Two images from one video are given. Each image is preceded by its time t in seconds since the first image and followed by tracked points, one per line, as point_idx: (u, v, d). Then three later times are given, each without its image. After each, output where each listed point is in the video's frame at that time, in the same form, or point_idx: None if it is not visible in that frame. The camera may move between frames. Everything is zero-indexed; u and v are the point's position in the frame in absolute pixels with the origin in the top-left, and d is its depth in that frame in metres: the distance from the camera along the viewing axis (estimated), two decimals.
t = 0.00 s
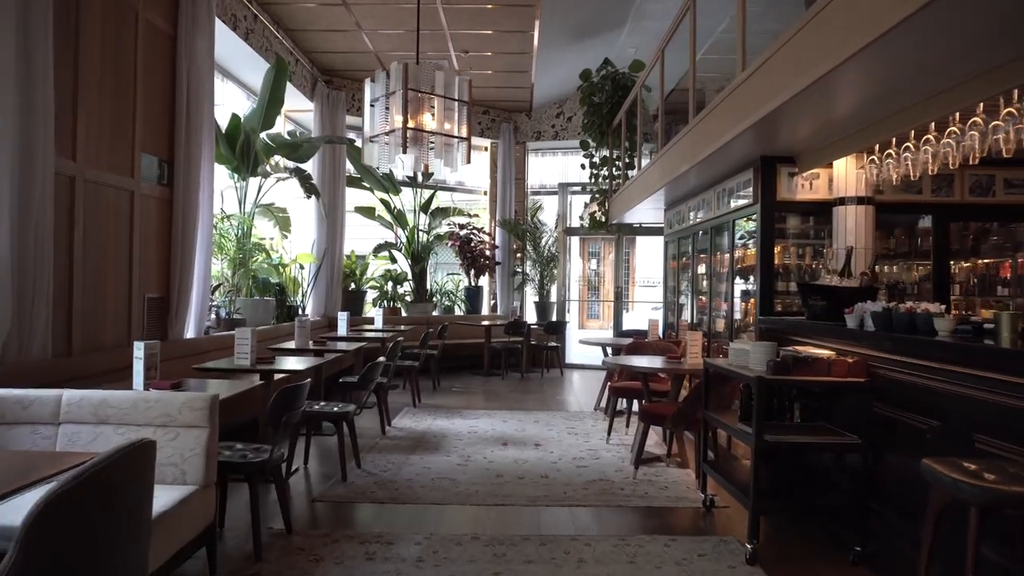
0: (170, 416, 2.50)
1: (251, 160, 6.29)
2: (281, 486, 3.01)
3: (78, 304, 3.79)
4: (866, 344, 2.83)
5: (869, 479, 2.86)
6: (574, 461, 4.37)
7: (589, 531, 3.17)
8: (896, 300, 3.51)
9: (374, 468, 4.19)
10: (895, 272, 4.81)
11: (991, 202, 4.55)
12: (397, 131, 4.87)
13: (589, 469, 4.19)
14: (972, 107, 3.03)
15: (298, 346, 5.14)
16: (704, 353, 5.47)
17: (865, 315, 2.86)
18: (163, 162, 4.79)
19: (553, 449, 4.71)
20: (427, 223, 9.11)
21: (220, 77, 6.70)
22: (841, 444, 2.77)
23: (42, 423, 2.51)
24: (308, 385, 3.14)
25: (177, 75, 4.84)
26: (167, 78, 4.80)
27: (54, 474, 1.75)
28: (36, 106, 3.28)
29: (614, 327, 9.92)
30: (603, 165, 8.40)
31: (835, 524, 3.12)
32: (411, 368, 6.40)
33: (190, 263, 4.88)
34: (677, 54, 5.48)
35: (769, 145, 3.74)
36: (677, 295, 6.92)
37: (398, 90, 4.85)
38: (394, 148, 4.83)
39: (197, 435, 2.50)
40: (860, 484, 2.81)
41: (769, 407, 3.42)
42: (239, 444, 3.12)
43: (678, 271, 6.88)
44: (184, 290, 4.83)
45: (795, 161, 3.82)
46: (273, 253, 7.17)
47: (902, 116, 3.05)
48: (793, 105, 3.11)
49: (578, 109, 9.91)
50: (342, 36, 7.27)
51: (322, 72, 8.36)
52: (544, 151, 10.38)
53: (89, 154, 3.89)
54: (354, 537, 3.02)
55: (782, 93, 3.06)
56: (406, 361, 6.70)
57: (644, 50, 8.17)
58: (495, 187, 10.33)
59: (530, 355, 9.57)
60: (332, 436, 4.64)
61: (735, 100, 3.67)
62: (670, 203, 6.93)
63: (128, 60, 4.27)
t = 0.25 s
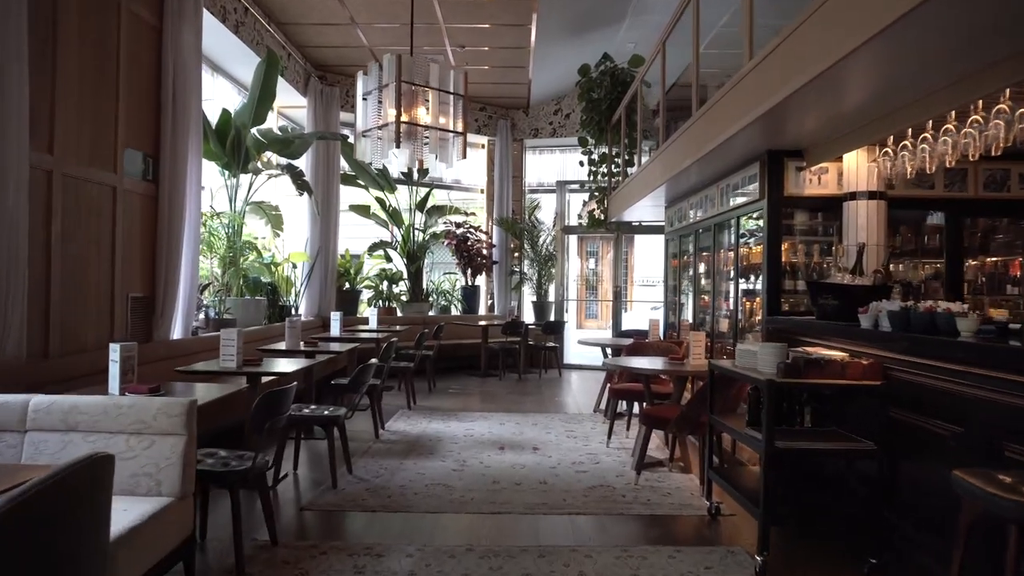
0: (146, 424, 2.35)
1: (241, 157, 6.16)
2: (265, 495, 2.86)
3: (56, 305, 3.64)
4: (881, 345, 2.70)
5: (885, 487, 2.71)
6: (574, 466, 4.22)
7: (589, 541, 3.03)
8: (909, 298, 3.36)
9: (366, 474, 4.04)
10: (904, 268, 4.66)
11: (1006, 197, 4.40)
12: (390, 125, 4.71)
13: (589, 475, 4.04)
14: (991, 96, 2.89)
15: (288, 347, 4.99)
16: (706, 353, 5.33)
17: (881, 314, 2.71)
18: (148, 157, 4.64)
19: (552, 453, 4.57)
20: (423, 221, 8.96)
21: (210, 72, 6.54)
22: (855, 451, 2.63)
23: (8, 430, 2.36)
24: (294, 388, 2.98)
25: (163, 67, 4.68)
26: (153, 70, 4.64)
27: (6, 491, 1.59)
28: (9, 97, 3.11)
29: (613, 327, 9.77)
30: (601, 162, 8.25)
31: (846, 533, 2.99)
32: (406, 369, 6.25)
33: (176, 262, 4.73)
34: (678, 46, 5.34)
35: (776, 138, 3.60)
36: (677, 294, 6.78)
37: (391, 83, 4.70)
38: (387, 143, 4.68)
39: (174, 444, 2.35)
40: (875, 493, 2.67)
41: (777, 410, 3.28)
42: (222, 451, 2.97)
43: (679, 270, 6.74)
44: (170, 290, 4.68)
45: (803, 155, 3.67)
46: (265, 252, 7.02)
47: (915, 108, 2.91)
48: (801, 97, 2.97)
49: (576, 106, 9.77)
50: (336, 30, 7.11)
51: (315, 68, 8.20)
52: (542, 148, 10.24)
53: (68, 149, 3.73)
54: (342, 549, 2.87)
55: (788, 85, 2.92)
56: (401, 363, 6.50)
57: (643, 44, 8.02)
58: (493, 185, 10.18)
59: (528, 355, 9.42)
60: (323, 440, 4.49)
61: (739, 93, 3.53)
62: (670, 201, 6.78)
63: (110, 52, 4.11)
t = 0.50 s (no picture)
0: (115, 433, 2.19)
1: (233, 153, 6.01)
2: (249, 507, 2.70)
3: (32, 306, 3.48)
4: (901, 348, 2.54)
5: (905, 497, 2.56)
6: (574, 473, 4.06)
7: (591, 555, 2.86)
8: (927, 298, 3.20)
9: (358, 482, 3.87)
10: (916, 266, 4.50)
11: None
12: (383, 119, 4.55)
13: (590, 482, 3.88)
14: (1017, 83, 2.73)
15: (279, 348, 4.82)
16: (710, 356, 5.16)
17: (901, 315, 2.53)
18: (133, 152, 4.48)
19: (551, 459, 4.41)
20: (420, 220, 8.81)
21: (200, 66, 6.38)
22: (874, 460, 2.47)
23: None
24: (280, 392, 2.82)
25: (148, 59, 4.51)
26: (138, 61, 4.47)
27: None
28: None
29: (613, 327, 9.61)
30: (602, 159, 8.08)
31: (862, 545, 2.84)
32: (401, 371, 6.09)
33: (162, 261, 4.57)
34: (682, 38, 5.18)
35: (786, 131, 3.44)
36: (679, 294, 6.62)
37: (384, 74, 4.53)
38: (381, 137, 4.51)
39: (146, 454, 2.18)
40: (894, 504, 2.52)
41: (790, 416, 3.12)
42: (205, 461, 2.82)
43: (680, 269, 6.57)
44: (156, 290, 4.51)
45: (813, 147, 3.51)
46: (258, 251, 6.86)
47: (933, 96, 2.77)
48: (813, 86, 2.82)
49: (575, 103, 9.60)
50: (330, 24, 6.95)
51: (309, 63, 8.03)
52: (541, 146, 10.08)
53: (46, 144, 3.57)
54: (330, 565, 2.71)
55: (800, 72, 2.77)
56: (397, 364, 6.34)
57: (644, 39, 7.87)
58: (491, 183, 10.01)
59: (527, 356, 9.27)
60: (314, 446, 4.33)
61: (745, 83, 3.37)
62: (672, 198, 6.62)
63: (91, 44, 3.94)
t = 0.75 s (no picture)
0: (82, 445, 2.04)
1: (225, 150, 5.90)
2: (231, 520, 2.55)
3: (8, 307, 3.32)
4: (921, 354, 2.40)
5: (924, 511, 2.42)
6: (574, 481, 3.91)
7: (592, 572, 2.71)
8: (944, 300, 3.05)
9: (349, 490, 3.72)
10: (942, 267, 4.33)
11: None
12: (378, 114, 4.40)
13: (590, 491, 3.73)
14: None
15: (269, 351, 4.67)
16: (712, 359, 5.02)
17: (923, 318, 2.40)
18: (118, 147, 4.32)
19: (549, 466, 4.25)
20: (417, 219, 8.66)
21: (192, 60, 6.22)
22: (892, 472, 2.33)
23: None
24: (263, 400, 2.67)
25: (134, 51, 4.36)
26: (123, 54, 4.32)
27: None
28: None
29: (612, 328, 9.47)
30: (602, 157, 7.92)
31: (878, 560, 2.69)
32: (397, 373, 5.94)
33: (149, 260, 4.42)
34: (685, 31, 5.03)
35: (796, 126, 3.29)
36: (681, 295, 6.47)
37: (379, 67, 4.38)
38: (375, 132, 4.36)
39: (115, 468, 2.03)
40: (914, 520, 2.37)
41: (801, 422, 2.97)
42: (186, 471, 2.67)
43: (682, 269, 6.42)
44: (142, 290, 4.36)
45: (824, 143, 3.36)
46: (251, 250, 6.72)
47: (949, 90, 2.62)
48: (823, 79, 2.68)
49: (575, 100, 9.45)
50: (324, 18, 6.80)
51: (304, 58, 7.88)
52: (540, 144, 9.93)
53: (23, 139, 3.42)
54: None
55: (810, 64, 2.63)
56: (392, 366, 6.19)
57: (645, 34, 7.72)
58: (489, 182, 9.86)
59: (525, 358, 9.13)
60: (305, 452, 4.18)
61: (752, 77, 3.23)
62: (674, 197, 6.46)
63: (72, 36, 3.79)
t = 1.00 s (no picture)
0: (48, 456, 1.89)
1: (217, 147, 5.77)
2: (212, 535, 2.40)
3: None
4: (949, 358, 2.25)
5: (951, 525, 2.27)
6: (576, 488, 3.77)
7: None
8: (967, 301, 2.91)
9: (341, 498, 3.57)
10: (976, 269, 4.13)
11: None
12: (372, 107, 4.25)
13: (593, 499, 3.58)
14: None
15: (259, 352, 4.51)
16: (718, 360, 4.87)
17: (949, 320, 2.26)
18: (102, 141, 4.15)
19: (550, 472, 4.10)
20: (414, 217, 8.53)
21: (182, 54, 6.07)
22: (918, 484, 2.18)
23: None
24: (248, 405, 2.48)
25: (119, 41, 4.19)
26: (108, 43, 4.15)
27: None
28: None
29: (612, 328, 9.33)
30: (603, 154, 7.77)
31: None
32: (393, 375, 5.79)
33: (135, 259, 4.27)
34: (691, 23, 4.88)
35: (810, 118, 3.13)
36: (684, 295, 6.32)
37: (373, 59, 4.23)
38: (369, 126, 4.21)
39: (83, 482, 1.88)
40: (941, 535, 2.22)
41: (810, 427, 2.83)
42: (166, 482, 2.51)
43: (684, 268, 6.28)
44: (127, 290, 4.21)
45: (838, 136, 3.21)
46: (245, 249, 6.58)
47: (969, 80, 2.46)
48: (834, 72, 2.56)
49: (575, 97, 9.30)
50: (320, 12, 6.64)
51: (299, 53, 7.73)
52: (539, 142, 9.80)
53: (1, 133, 3.27)
54: None
55: (819, 57, 2.52)
56: (388, 368, 6.04)
57: (647, 30, 7.58)
58: (488, 180, 9.71)
59: (525, 359, 8.99)
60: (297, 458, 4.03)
61: (760, 71, 3.11)
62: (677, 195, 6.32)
63: (53, 27, 3.63)
